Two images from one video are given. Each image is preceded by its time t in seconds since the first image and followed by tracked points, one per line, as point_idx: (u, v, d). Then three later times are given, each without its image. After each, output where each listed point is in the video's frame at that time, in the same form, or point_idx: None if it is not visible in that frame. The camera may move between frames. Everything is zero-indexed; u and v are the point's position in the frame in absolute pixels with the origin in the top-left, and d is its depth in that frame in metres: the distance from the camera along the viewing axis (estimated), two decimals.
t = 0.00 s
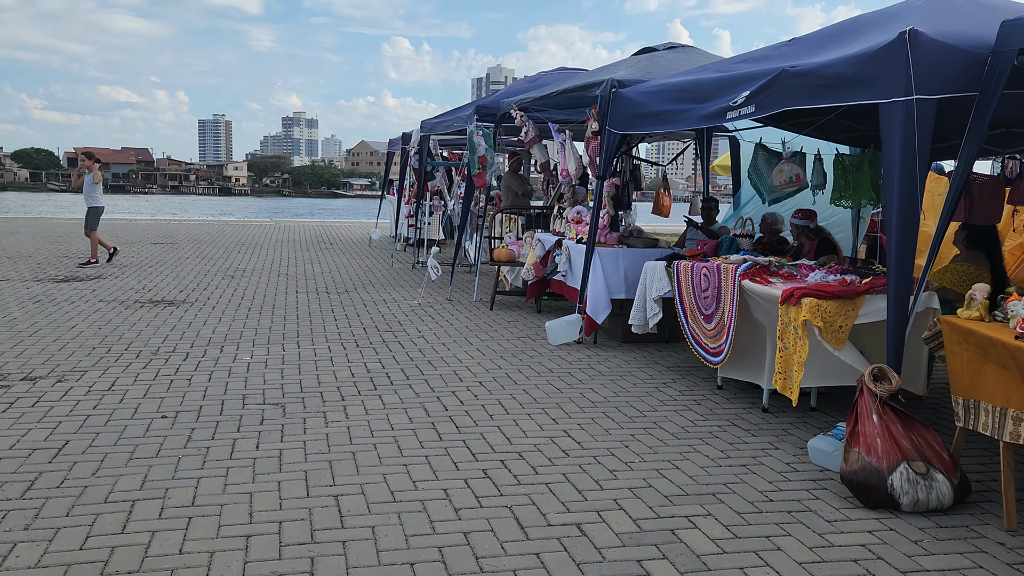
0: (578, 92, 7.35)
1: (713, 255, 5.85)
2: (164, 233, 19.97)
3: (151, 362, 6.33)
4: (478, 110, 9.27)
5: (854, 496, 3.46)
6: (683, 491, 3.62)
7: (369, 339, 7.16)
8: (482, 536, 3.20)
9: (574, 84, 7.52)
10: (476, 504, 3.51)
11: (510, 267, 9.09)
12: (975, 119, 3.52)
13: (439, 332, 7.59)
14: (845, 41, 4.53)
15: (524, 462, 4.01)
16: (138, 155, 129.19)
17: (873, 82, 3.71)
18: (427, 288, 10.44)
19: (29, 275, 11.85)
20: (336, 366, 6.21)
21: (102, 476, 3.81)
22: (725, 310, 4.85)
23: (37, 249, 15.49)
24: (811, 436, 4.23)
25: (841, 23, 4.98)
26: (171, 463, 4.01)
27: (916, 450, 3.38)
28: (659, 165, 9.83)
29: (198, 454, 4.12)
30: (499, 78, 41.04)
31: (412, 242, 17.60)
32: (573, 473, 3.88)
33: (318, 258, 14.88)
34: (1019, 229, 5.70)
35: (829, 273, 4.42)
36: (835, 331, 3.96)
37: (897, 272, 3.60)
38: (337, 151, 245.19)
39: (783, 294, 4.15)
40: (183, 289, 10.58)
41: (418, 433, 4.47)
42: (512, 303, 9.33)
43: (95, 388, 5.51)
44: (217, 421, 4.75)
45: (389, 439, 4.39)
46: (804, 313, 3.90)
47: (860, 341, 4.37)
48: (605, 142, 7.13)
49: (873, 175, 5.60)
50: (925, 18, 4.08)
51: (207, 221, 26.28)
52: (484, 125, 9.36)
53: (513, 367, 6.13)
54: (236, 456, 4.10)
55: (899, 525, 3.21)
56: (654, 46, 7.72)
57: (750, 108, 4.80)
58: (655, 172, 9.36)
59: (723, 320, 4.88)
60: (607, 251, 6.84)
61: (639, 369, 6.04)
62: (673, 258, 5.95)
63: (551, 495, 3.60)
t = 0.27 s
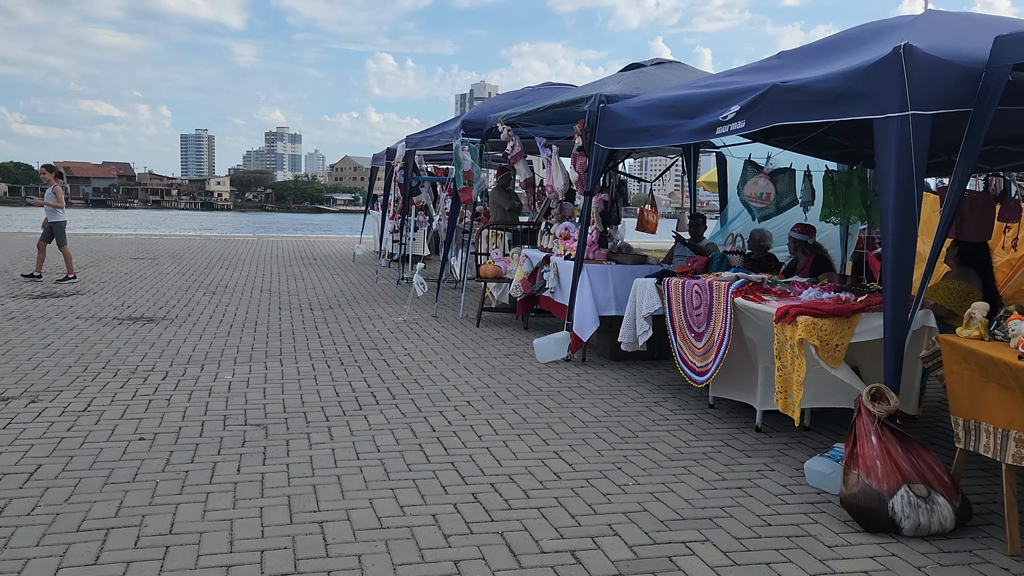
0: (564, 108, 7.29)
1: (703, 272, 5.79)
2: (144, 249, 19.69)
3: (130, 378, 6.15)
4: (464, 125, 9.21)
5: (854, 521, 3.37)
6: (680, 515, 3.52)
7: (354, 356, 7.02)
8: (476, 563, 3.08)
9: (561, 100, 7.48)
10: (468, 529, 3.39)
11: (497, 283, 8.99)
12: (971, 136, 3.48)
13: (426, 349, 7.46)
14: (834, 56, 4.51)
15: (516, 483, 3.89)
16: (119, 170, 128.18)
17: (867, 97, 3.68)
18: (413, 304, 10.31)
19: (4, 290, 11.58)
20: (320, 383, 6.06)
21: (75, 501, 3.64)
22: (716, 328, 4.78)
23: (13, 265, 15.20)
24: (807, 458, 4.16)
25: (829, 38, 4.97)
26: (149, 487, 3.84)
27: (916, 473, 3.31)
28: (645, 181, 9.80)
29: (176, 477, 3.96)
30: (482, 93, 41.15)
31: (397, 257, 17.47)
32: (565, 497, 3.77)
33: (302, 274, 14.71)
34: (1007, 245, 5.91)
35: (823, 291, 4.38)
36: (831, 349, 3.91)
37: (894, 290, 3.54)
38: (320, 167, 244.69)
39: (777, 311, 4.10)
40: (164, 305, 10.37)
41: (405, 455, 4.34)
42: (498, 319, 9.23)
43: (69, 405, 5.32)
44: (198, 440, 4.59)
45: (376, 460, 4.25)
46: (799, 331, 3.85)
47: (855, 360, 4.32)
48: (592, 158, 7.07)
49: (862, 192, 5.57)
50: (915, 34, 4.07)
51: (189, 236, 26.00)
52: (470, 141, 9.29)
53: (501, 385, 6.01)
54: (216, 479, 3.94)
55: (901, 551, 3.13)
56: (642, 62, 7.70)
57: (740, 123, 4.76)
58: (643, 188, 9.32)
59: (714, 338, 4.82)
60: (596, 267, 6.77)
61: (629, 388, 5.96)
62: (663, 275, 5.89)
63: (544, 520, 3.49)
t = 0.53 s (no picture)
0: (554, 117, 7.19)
1: (699, 283, 5.73)
2: (126, 258, 19.38)
3: (113, 391, 5.97)
4: (454, 135, 9.10)
5: (864, 539, 3.30)
6: (685, 534, 3.43)
7: (343, 368, 6.88)
8: None
9: (551, 109, 7.41)
10: (468, 549, 3.27)
11: (487, 295, 8.88)
12: (977, 146, 3.45)
13: (417, 361, 7.33)
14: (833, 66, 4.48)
15: (517, 502, 3.79)
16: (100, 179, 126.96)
17: (870, 106, 3.64)
18: (402, 315, 10.17)
19: None
20: (309, 395, 5.91)
21: (57, 520, 3.48)
22: (717, 341, 4.72)
23: None
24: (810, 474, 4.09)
25: (825, 49, 4.96)
26: (134, 505, 3.68)
27: (926, 490, 3.24)
28: (636, 192, 9.75)
29: (163, 495, 3.81)
30: (467, 104, 41.15)
31: (384, 268, 17.32)
32: (566, 514, 3.67)
33: (288, 284, 14.52)
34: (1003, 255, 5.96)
35: (826, 303, 4.32)
36: (836, 363, 3.85)
37: (901, 302, 3.51)
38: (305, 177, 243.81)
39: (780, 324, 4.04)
40: (147, 317, 10.16)
41: (400, 471, 4.22)
42: (489, 331, 9.11)
43: (50, 418, 5.15)
44: (184, 455, 4.44)
45: (371, 477, 4.13)
46: (805, 344, 3.79)
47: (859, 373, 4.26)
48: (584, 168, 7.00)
49: (859, 203, 5.54)
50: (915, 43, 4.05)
51: (172, 246, 25.70)
52: (460, 151, 9.20)
53: (494, 398, 5.90)
54: (205, 497, 3.80)
55: (913, 570, 3.07)
56: (635, 72, 7.67)
57: (739, 133, 4.70)
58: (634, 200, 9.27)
59: (715, 351, 4.75)
60: (590, 278, 6.69)
61: (625, 402, 5.87)
62: (659, 287, 5.82)
63: (547, 539, 3.38)
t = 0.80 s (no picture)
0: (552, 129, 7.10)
1: (701, 299, 5.66)
2: (110, 267, 19.09)
3: (101, 407, 5.80)
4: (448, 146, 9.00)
5: (882, 566, 3.24)
6: (699, 560, 3.34)
7: (337, 383, 6.75)
8: None
9: (548, 120, 7.33)
10: None
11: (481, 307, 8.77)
12: (993, 163, 3.41)
13: (411, 375, 7.21)
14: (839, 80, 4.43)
15: (525, 526, 3.68)
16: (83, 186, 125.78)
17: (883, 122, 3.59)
18: (395, 327, 10.04)
19: None
20: (304, 412, 5.77)
21: (45, 549, 3.33)
22: (723, 359, 4.64)
23: None
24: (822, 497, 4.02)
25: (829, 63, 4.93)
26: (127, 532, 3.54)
27: (946, 516, 3.19)
28: (631, 203, 9.69)
29: (157, 521, 3.67)
30: (455, 113, 41.11)
31: (373, 278, 17.18)
32: (576, 540, 3.57)
33: (276, 295, 14.33)
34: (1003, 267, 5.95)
35: (835, 321, 4.26)
36: (848, 382, 3.78)
37: (916, 320, 3.46)
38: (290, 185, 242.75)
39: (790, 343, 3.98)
40: (133, 328, 9.95)
41: (401, 494, 4.10)
42: (483, 344, 9.00)
43: (36, 437, 4.98)
44: (177, 477, 4.30)
45: (372, 500, 4.01)
46: (816, 364, 3.73)
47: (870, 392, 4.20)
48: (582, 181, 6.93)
49: (862, 218, 5.51)
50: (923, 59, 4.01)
51: (157, 254, 25.39)
52: (454, 162, 9.09)
53: (492, 414, 5.79)
54: (200, 523, 3.66)
55: None
56: (632, 83, 7.62)
57: (743, 147, 4.64)
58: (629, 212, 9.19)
59: (721, 369, 4.68)
60: (588, 292, 6.59)
61: (625, 418, 5.78)
62: (661, 302, 5.75)
63: (558, 566, 3.28)
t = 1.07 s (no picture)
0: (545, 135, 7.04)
1: (697, 306, 5.63)
2: (94, 273, 18.85)
3: (85, 417, 5.67)
4: (439, 151, 8.92)
5: None
6: None
7: (327, 393, 6.64)
8: None
9: (541, 126, 7.27)
10: None
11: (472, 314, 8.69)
12: (996, 171, 3.38)
13: (403, 383, 7.12)
14: (838, 86, 4.41)
15: (525, 541, 3.60)
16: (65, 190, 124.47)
17: (885, 129, 3.56)
18: (384, 334, 9.94)
19: None
20: (294, 422, 5.67)
21: (29, 567, 3.21)
22: (722, 367, 4.61)
23: None
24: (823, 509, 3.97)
25: (826, 69, 4.92)
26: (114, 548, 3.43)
27: (953, 528, 3.15)
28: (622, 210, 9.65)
29: (146, 537, 3.56)
30: (442, 118, 41.05)
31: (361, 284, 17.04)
32: (577, 554, 3.50)
33: (264, 301, 14.18)
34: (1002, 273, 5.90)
35: (835, 330, 4.22)
36: (851, 393, 3.74)
37: (920, 329, 3.43)
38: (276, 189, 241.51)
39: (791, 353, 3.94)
40: (118, 336, 9.79)
41: (397, 507, 4.01)
42: (474, 352, 8.91)
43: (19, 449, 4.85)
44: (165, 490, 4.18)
45: (366, 513, 3.92)
46: (819, 374, 3.69)
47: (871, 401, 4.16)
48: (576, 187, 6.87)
49: (858, 226, 5.50)
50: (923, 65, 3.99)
51: (141, 259, 25.10)
52: (445, 168, 9.00)
53: (486, 423, 5.71)
54: (191, 539, 3.56)
55: None
56: (625, 89, 7.58)
57: (742, 154, 4.62)
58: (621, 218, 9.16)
59: (719, 378, 4.64)
60: (582, 300, 6.53)
61: (621, 427, 5.71)
62: (657, 310, 5.71)
63: None
